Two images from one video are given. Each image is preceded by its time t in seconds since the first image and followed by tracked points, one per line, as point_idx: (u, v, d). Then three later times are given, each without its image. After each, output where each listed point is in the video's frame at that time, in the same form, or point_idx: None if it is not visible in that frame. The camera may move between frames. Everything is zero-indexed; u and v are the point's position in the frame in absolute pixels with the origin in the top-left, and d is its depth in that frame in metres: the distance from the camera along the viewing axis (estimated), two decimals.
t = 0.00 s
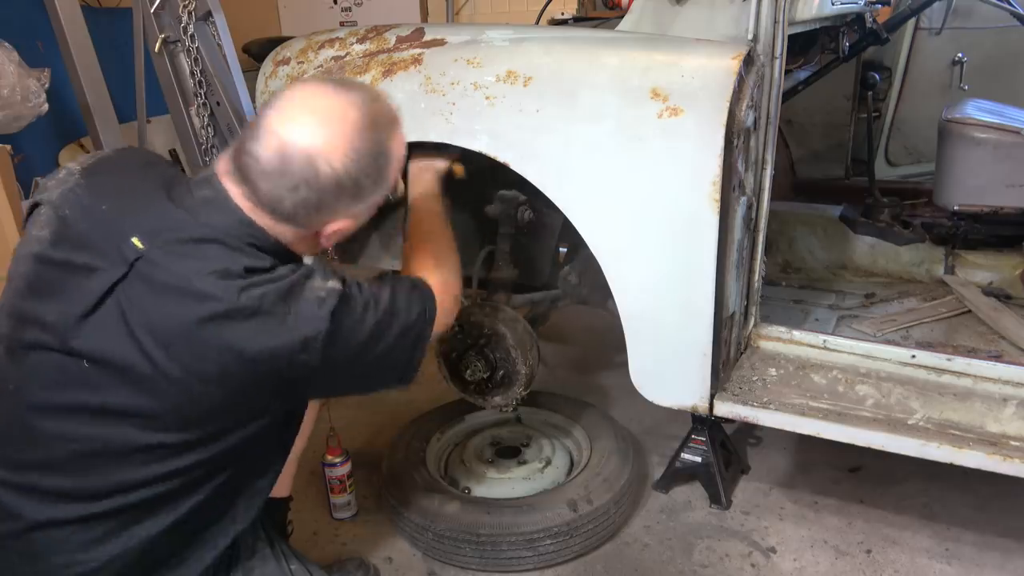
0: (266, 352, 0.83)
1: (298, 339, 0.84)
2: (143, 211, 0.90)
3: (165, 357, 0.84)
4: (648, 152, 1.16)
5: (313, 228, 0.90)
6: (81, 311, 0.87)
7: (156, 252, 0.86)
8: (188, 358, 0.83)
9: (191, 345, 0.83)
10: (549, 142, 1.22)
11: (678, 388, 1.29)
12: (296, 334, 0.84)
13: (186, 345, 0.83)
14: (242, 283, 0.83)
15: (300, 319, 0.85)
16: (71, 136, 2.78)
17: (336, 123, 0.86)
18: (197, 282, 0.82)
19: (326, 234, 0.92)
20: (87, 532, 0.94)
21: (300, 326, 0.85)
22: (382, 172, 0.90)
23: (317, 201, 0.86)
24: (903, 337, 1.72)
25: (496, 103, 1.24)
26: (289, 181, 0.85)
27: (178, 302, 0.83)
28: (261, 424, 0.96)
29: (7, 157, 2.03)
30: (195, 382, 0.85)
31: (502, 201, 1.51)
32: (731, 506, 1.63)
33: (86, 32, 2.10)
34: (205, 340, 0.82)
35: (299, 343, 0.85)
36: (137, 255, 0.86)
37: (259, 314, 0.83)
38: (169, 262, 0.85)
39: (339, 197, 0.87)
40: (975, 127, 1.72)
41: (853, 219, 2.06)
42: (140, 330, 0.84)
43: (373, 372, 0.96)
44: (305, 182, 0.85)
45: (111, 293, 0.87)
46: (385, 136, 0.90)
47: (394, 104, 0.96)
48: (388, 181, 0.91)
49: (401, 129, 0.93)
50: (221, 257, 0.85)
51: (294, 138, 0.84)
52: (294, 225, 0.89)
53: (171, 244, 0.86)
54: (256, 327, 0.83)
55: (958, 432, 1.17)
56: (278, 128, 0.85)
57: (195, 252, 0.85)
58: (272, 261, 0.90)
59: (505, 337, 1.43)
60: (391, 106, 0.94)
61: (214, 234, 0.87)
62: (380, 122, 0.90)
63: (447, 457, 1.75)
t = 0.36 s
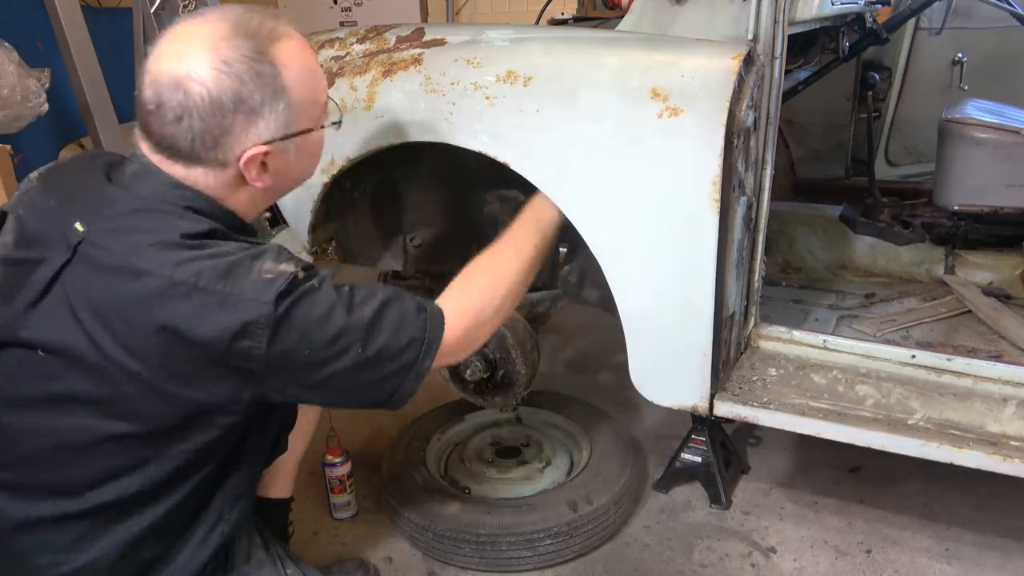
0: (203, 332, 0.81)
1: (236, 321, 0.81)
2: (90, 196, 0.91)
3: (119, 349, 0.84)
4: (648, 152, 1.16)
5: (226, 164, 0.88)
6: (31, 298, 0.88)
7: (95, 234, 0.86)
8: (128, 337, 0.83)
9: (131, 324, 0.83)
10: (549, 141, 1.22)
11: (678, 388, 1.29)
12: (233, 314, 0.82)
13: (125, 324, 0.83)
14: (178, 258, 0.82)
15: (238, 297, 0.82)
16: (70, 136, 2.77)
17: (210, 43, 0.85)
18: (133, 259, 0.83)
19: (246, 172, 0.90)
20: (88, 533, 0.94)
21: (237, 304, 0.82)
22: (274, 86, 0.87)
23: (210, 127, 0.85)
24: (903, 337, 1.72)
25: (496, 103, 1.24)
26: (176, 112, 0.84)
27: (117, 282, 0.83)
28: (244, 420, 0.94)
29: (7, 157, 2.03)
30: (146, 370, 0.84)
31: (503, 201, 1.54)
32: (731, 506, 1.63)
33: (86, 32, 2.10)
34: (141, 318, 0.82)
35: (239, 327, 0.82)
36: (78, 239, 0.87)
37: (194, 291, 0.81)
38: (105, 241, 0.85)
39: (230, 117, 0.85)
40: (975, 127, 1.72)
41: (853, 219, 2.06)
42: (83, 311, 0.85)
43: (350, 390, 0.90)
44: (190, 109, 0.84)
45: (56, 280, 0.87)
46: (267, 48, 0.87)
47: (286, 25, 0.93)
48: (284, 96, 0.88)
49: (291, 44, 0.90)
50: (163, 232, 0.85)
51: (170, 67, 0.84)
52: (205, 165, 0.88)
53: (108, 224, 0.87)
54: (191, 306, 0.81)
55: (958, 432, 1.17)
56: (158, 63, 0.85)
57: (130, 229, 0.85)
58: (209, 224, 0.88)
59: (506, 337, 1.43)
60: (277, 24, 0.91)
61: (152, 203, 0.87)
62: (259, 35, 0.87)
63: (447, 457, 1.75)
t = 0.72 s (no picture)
0: (182, 293, 0.83)
1: (214, 280, 0.83)
2: (56, 177, 0.93)
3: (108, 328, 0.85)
4: (648, 152, 1.16)
5: (165, 106, 0.89)
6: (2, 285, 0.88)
7: (63, 209, 0.87)
8: (101, 305, 0.84)
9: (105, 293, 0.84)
10: (549, 141, 1.22)
11: (678, 388, 1.29)
12: (210, 274, 0.83)
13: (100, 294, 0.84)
14: (157, 221, 0.84)
15: (214, 256, 0.84)
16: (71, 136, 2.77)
17: None
18: (104, 226, 0.85)
19: (187, 111, 0.91)
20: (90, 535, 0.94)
21: (213, 263, 0.84)
22: (189, 14, 0.89)
23: (137, 66, 0.86)
24: (903, 337, 1.72)
25: (496, 102, 1.24)
26: (101, 59, 0.85)
27: (89, 253, 0.84)
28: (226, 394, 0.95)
29: (7, 157, 2.03)
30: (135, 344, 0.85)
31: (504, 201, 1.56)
32: (731, 506, 1.63)
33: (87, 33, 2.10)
34: (118, 284, 0.83)
35: (220, 287, 0.84)
36: (45, 220, 0.88)
37: (170, 253, 0.83)
38: (75, 213, 0.86)
39: (153, 51, 0.86)
40: (975, 127, 1.72)
41: (853, 219, 2.06)
42: (56, 290, 0.84)
43: (312, 370, 0.91)
44: (113, 52, 0.85)
45: (27, 260, 0.88)
46: None
47: None
48: (201, 23, 0.89)
49: None
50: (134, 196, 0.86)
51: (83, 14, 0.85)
52: (143, 112, 0.89)
53: (76, 195, 0.88)
54: (166, 267, 0.83)
55: (957, 432, 1.17)
56: (70, 17, 0.86)
57: (98, 196, 0.87)
58: (170, 182, 0.90)
59: (506, 337, 1.44)
60: None
61: (113, 167, 0.88)
62: None
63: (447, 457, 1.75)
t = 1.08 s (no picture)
0: (149, 265, 0.85)
1: (180, 252, 0.85)
2: (17, 169, 0.94)
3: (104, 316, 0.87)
4: (648, 152, 1.16)
5: (110, 86, 0.90)
6: None
7: (28, 199, 0.89)
8: (69, 291, 0.86)
9: (73, 275, 0.86)
10: (549, 141, 1.22)
11: (678, 388, 1.29)
12: (172, 244, 0.85)
13: (67, 276, 0.86)
14: (112, 202, 0.86)
15: (174, 228, 0.86)
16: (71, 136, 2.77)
17: None
18: (66, 212, 0.87)
19: (133, 89, 0.91)
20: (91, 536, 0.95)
21: (173, 235, 0.85)
22: None
23: (75, 47, 0.87)
24: (903, 337, 1.72)
25: (496, 103, 1.24)
26: (40, 43, 0.87)
27: (54, 239, 0.86)
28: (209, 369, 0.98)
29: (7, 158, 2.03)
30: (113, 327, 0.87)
31: (503, 201, 1.52)
32: (731, 506, 1.63)
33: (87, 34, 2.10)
34: (84, 268, 0.85)
35: (185, 258, 0.85)
36: (12, 212, 0.90)
37: (131, 228, 0.85)
38: (40, 202, 0.88)
39: (88, 30, 0.87)
40: (975, 127, 1.72)
41: (853, 219, 2.06)
42: (24, 277, 0.87)
43: (289, 317, 0.95)
44: (49, 34, 0.86)
45: None
46: None
47: None
48: None
49: None
50: (91, 179, 0.88)
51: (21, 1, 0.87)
52: (89, 94, 0.89)
53: (39, 184, 0.89)
54: (128, 243, 0.85)
55: (958, 432, 1.17)
56: (11, 8, 0.89)
57: (59, 182, 0.88)
58: (129, 165, 0.91)
59: (506, 337, 1.43)
60: None
61: (70, 154, 0.89)
62: None
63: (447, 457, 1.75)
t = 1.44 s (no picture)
0: (166, 274, 0.85)
1: (196, 262, 0.86)
2: (32, 171, 0.93)
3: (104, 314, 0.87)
4: (648, 152, 1.16)
5: (114, 94, 0.90)
6: None
7: (42, 202, 0.89)
8: (86, 296, 0.86)
9: (87, 280, 0.85)
10: (549, 141, 1.22)
11: (678, 388, 1.29)
12: (189, 253, 0.86)
13: (82, 281, 0.85)
14: (132, 209, 0.86)
15: (192, 238, 0.86)
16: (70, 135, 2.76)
17: None
18: (83, 218, 0.86)
19: (137, 99, 0.91)
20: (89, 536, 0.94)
21: (190, 245, 0.86)
22: None
23: (80, 55, 0.87)
24: (903, 337, 1.72)
25: (496, 102, 1.24)
26: (47, 47, 0.87)
27: (69, 243, 0.86)
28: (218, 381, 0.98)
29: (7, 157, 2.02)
30: (120, 331, 0.87)
31: (503, 201, 1.52)
32: (731, 506, 1.63)
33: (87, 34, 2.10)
34: (101, 273, 0.85)
35: (203, 268, 0.86)
36: (25, 215, 0.89)
37: (148, 236, 0.85)
38: (55, 206, 0.88)
39: (93, 39, 0.87)
40: (975, 127, 1.72)
41: (853, 219, 2.06)
42: (39, 279, 0.87)
43: (297, 340, 0.95)
44: (56, 39, 0.86)
45: (14, 249, 0.89)
46: None
47: None
48: (145, 8, 0.89)
49: None
50: (108, 186, 0.87)
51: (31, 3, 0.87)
52: (94, 100, 0.90)
53: (55, 189, 0.89)
54: (146, 251, 0.85)
55: (958, 432, 1.17)
56: (24, 7, 0.89)
57: (74, 188, 0.88)
58: (144, 171, 0.91)
59: (506, 337, 1.43)
60: None
61: (87, 160, 0.89)
62: None
63: (447, 457, 1.75)
